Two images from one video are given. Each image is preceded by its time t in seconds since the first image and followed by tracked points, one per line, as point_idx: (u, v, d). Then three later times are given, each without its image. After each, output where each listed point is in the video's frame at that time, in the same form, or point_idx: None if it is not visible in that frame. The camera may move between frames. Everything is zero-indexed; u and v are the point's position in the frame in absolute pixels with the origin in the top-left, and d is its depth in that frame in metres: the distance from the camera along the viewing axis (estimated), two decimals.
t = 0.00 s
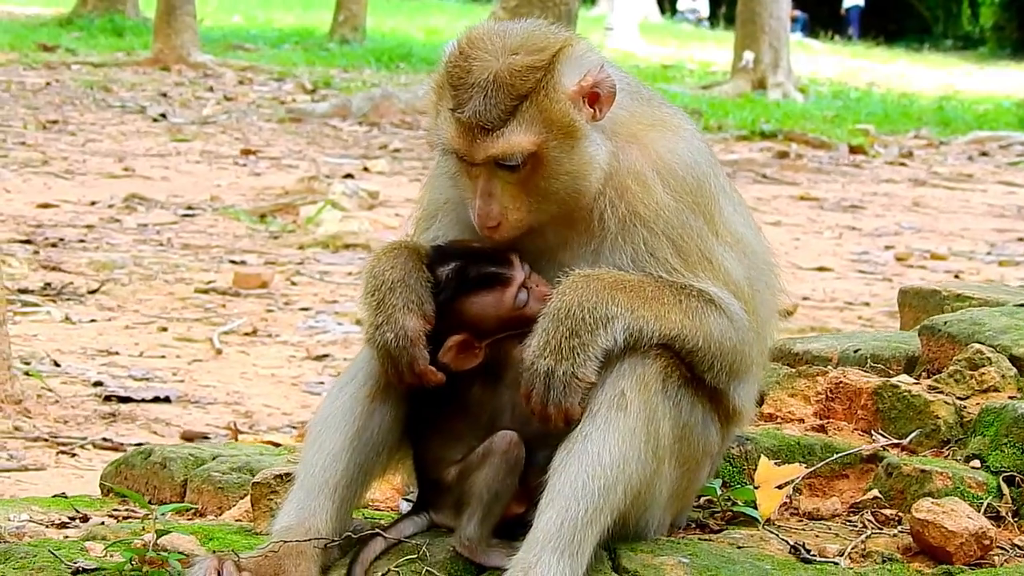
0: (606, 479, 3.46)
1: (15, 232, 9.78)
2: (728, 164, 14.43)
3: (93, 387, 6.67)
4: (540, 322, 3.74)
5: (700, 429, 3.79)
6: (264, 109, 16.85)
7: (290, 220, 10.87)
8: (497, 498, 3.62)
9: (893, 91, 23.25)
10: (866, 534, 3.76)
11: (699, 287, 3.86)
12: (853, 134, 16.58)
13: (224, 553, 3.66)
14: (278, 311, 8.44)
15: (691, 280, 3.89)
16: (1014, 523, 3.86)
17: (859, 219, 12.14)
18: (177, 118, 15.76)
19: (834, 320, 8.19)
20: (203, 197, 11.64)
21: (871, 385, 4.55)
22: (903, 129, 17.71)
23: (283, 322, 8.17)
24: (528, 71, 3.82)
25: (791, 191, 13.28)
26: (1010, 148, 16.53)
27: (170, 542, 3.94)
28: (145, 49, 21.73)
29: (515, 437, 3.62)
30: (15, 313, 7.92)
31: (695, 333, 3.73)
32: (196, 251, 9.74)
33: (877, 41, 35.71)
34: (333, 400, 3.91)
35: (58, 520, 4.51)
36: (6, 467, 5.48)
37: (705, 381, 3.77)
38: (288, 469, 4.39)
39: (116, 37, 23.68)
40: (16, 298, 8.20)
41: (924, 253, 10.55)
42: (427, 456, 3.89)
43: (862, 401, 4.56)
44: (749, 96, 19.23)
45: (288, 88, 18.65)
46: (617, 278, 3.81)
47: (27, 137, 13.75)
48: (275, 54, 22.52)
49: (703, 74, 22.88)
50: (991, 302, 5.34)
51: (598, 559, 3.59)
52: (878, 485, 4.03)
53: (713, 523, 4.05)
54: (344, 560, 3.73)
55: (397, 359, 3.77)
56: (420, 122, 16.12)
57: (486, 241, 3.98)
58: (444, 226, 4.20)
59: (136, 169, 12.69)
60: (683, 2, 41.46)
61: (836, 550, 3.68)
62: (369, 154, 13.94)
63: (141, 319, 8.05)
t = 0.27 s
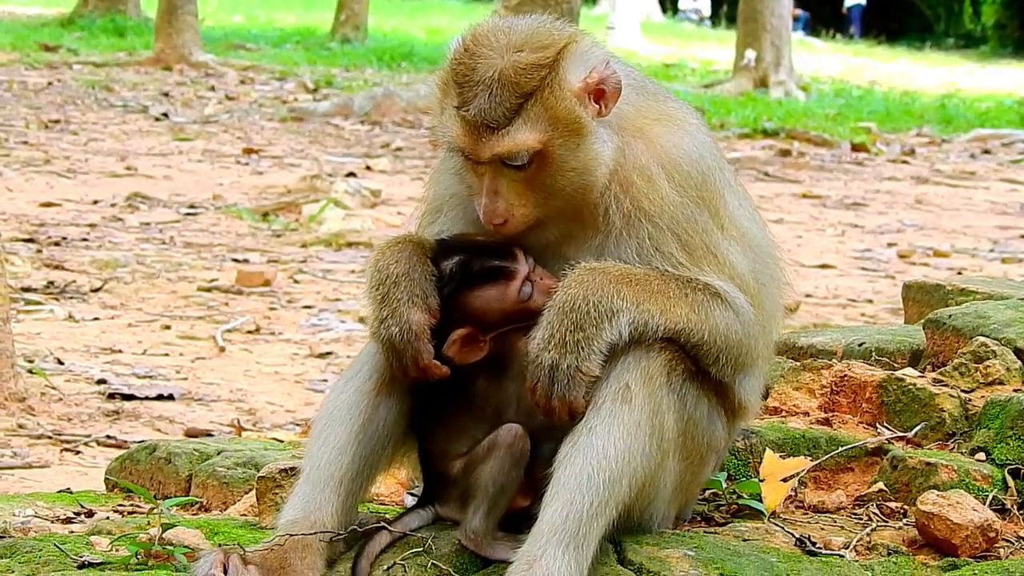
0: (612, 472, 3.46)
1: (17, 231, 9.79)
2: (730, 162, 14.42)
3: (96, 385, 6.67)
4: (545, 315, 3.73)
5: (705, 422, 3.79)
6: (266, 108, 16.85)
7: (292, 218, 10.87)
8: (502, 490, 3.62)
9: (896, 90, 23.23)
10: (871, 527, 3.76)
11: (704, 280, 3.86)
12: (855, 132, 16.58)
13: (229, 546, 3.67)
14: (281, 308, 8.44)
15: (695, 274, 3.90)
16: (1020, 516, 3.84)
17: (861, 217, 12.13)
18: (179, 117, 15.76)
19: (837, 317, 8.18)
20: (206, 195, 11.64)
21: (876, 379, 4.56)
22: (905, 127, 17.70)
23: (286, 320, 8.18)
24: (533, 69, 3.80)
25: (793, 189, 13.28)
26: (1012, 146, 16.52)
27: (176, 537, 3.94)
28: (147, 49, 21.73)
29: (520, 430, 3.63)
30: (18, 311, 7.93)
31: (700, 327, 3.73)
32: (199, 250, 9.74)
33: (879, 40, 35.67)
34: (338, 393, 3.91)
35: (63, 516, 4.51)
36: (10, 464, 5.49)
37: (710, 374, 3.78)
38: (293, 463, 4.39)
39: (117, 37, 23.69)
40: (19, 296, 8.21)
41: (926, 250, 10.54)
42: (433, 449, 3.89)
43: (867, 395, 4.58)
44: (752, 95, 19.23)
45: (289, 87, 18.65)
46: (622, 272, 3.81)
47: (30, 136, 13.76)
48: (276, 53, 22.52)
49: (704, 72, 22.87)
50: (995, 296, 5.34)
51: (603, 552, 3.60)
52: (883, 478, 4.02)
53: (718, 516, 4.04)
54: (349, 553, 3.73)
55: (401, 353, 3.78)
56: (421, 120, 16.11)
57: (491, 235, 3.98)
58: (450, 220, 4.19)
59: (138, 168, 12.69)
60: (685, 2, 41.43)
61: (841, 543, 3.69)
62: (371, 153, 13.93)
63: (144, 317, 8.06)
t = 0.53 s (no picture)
0: (617, 467, 3.46)
1: (20, 229, 9.79)
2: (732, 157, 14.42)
3: (100, 382, 6.68)
4: (549, 309, 3.73)
5: (710, 416, 3.79)
6: (267, 105, 16.85)
7: (294, 215, 10.87)
8: (507, 485, 3.63)
9: (897, 84, 23.22)
10: (876, 520, 3.76)
11: (709, 274, 3.86)
12: (857, 127, 16.57)
13: (235, 542, 3.68)
14: (284, 305, 8.44)
15: (700, 268, 3.90)
16: None
17: (863, 211, 12.13)
18: (180, 115, 15.76)
19: (840, 311, 8.18)
20: (208, 193, 11.64)
21: (880, 371, 4.56)
22: (907, 121, 17.69)
23: (289, 316, 8.18)
24: (546, 69, 3.78)
25: (795, 183, 13.28)
26: (1014, 140, 16.51)
27: (181, 532, 3.95)
28: (148, 47, 21.74)
29: (525, 424, 3.62)
30: (21, 309, 7.93)
31: (705, 321, 3.73)
32: (202, 247, 9.75)
33: (880, 35, 35.63)
34: (343, 389, 3.91)
35: (68, 512, 4.52)
36: (15, 461, 5.49)
37: (714, 368, 3.77)
38: (298, 458, 4.39)
39: (118, 35, 23.70)
40: (22, 294, 8.21)
41: (929, 244, 10.54)
42: (438, 444, 3.89)
43: (871, 387, 4.56)
44: (753, 89, 19.21)
45: (291, 84, 18.65)
46: (627, 266, 3.81)
47: (32, 134, 13.76)
48: (277, 50, 22.52)
49: (706, 68, 22.84)
50: (1000, 289, 5.34)
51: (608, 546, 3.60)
52: (888, 471, 4.02)
53: (723, 510, 4.04)
54: (355, 548, 3.74)
55: (406, 348, 3.78)
56: (423, 117, 16.11)
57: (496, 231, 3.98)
58: (455, 214, 4.18)
59: (140, 166, 12.70)
60: None
61: (846, 536, 3.69)
62: (373, 150, 13.93)
63: (147, 314, 8.06)
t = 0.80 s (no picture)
0: (623, 461, 3.47)
1: (26, 225, 9.80)
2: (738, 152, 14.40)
3: (106, 379, 6.69)
4: (555, 304, 3.73)
5: (716, 410, 3.79)
6: (272, 101, 16.85)
7: (300, 211, 10.88)
8: (513, 480, 3.63)
9: (902, 78, 23.18)
10: (882, 513, 3.76)
11: (715, 269, 3.87)
12: (862, 121, 16.55)
13: (242, 537, 3.68)
14: (290, 301, 8.45)
15: (706, 263, 3.90)
16: None
17: (869, 205, 12.12)
18: (185, 111, 15.77)
19: (845, 306, 8.18)
20: (213, 189, 11.65)
21: (886, 365, 4.56)
22: (912, 115, 17.66)
23: (295, 312, 8.18)
24: (553, 64, 3.77)
25: (800, 178, 13.27)
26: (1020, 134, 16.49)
27: (188, 527, 3.96)
28: (153, 43, 21.74)
29: (531, 418, 3.63)
30: (27, 306, 7.94)
31: (711, 315, 3.73)
32: (207, 243, 9.75)
33: (885, 29, 35.56)
34: (349, 384, 3.92)
35: (74, 508, 4.53)
36: (21, 458, 5.50)
37: (720, 363, 3.78)
38: (304, 454, 4.39)
39: (124, 31, 23.72)
40: (28, 290, 8.22)
41: (935, 238, 10.53)
42: (444, 439, 3.90)
43: (877, 381, 4.57)
44: (758, 84, 19.19)
45: (296, 80, 18.65)
46: (633, 260, 3.81)
47: (37, 131, 13.78)
48: (282, 47, 22.52)
49: (711, 63, 22.81)
50: (1005, 283, 5.34)
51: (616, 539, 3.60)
52: (894, 465, 4.02)
53: (729, 504, 4.04)
54: (363, 543, 3.75)
55: (411, 344, 3.78)
56: (428, 112, 16.10)
57: (502, 225, 3.98)
58: (460, 209, 4.19)
59: (145, 162, 12.71)
60: None
61: (853, 530, 3.69)
62: (378, 146, 13.93)
63: (153, 310, 8.07)
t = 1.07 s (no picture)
0: (627, 456, 3.47)
1: (31, 222, 9.82)
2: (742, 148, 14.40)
3: (111, 375, 6.70)
4: (559, 298, 3.74)
5: (720, 404, 3.80)
6: (277, 98, 16.86)
7: (305, 207, 10.89)
8: (518, 474, 3.63)
9: (908, 75, 23.17)
10: (886, 508, 3.76)
11: (719, 264, 3.87)
12: (867, 118, 16.54)
13: (246, 532, 3.69)
14: (295, 297, 8.46)
15: (710, 258, 3.90)
16: None
17: (874, 202, 12.11)
18: (190, 107, 15.78)
19: (850, 302, 8.18)
20: (218, 185, 11.66)
21: (891, 360, 4.55)
22: (918, 112, 17.65)
23: (300, 308, 8.19)
24: (556, 60, 3.77)
25: (806, 174, 13.26)
26: None
27: (193, 522, 3.96)
28: (158, 39, 21.76)
29: (535, 413, 3.64)
30: (32, 302, 7.96)
31: (714, 310, 3.73)
32: (212, 239, 9.77)
33: (891, 26, 35.52)
34: (353, 379, 3.92)
35: (80, 503, 4.54)
36: (27, 453, 5.52)
37: (724, 357, 3.78)
38: (309, 449, 4.40)
39: (129, 28, 23.73)
40: (33, 286, 8.23)
41: (940, 234, 10.52)
42: (448, 434, 3.91)
43: (881, 376, 4.56)
44: (763, 81, 19.18)
45: (301, 77, 18.66)
46: (637, 255, 3.81)
47: (42, 127, 13.80)
48: (287, 43, 22.53)
49: (716, 59, 22.80)
50: (1010, 278, 5.34)
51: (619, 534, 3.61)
52: (898, 460, 4.02)
53: (733, 498, 4.04)
54: (366, 538, 3.76)
55: (417, 339, 3.79)
56: (434, 108, 16.11)
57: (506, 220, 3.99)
58: (464, 205, 4.20)
59: (151, 158, 12.72)
60: None
61: (857, 525, 3.70)
62: (383, 142, 13.94)
63: (158, 306, 8.09)
